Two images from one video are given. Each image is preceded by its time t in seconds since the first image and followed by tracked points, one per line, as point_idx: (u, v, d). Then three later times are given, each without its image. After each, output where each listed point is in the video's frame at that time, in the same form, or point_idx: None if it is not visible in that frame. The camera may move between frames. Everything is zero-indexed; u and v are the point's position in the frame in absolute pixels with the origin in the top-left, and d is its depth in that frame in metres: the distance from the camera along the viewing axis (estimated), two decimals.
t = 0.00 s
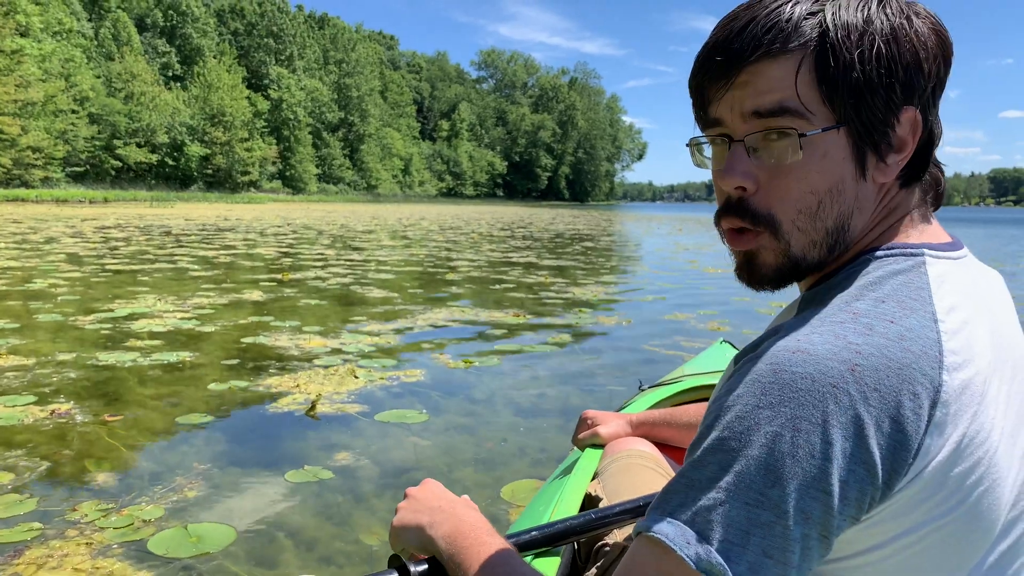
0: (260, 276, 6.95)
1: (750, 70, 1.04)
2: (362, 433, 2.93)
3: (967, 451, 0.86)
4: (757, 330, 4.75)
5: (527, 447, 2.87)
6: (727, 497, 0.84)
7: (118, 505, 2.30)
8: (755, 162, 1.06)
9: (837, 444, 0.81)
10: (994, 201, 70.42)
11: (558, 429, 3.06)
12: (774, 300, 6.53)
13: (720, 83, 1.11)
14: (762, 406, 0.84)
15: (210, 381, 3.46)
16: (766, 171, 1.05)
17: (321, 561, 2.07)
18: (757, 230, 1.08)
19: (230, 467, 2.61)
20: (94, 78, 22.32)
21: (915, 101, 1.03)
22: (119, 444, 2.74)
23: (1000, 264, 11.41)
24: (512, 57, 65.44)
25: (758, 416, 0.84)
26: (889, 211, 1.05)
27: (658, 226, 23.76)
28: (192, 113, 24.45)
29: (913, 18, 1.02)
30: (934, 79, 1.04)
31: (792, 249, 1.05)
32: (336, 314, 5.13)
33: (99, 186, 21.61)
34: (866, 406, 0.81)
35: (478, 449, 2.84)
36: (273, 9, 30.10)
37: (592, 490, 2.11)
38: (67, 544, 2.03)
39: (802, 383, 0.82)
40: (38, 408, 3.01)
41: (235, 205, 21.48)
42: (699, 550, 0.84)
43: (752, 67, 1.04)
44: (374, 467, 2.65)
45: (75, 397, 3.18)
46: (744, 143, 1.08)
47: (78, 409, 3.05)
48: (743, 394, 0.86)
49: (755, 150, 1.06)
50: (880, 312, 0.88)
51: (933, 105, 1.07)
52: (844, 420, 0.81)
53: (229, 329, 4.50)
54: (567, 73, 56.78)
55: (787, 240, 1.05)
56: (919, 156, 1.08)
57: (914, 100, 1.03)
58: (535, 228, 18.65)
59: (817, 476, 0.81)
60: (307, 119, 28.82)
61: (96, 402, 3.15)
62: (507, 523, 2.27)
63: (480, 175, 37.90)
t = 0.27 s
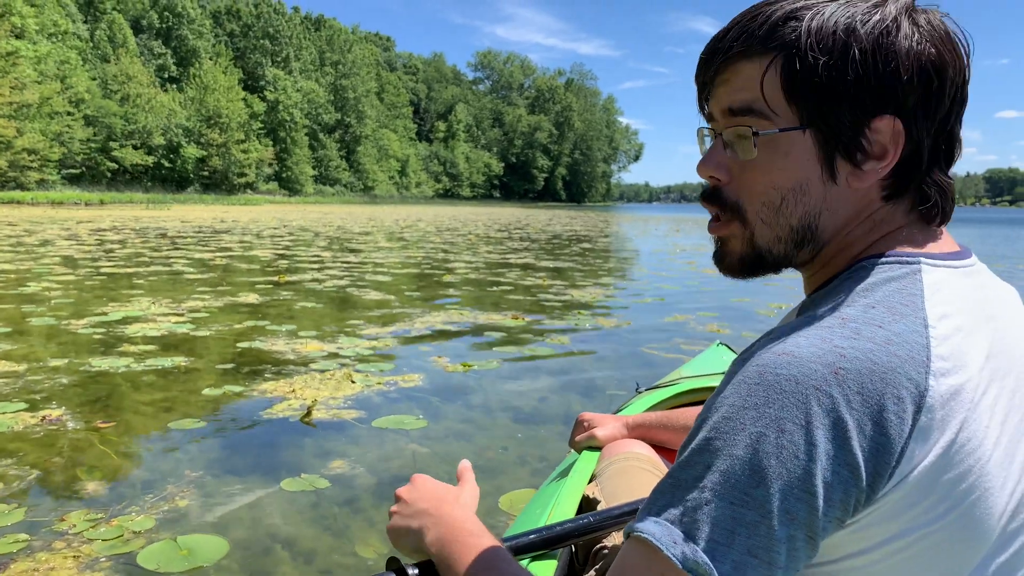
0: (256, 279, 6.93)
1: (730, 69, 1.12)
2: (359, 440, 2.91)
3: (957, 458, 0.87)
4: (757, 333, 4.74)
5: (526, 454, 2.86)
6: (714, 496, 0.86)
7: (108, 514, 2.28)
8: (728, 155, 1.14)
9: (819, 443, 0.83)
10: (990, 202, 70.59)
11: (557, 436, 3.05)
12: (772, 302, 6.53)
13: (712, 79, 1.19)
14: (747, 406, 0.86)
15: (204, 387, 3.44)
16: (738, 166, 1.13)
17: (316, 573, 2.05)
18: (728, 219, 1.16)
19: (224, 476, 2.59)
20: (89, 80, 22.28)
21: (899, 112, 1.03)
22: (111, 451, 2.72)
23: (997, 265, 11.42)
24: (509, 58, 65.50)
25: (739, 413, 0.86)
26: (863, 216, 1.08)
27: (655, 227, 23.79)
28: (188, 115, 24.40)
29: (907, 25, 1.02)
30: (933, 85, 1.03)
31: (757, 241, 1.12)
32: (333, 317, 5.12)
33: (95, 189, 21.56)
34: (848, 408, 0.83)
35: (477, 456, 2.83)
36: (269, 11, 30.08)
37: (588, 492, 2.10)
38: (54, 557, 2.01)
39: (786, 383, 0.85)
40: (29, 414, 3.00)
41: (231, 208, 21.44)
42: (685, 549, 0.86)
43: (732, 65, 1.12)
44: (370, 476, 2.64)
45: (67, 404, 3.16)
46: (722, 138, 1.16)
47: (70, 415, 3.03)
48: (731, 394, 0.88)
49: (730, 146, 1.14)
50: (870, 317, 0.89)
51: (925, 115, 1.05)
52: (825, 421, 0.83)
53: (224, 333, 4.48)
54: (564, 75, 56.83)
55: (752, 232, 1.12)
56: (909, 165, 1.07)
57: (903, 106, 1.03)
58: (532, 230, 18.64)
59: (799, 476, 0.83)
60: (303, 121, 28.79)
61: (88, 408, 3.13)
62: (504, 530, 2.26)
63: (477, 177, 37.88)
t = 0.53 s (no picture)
0: (252, 280, 6.91)
1: (731, 63, 1.20)
2: (356, 447, 2.89)
3: (951, 450, 0.89)
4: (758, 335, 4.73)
5: (526, 460, 2.84)
6: (707, 476, 0.88)
7: (97, 527, 2.23)
8: (726, 144, 1.21)
9: (809, 425, 0.86)
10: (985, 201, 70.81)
11: (557, 441, 3.04)
12: (772, 303, 6.52)
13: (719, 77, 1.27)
14: (739, 387, 0.89)
15: (199, 391, 3.42)
16: (732, 154, 1.19)
17: None
18: (726, 204, 1.23)
19: (220, 484, 2.56)
20: (85, 81, 22.23)
21: (881, 102, 1.03)
22: (102, 459, 2.70)
23: (996, 264, 11.43)
24: (506, 58, 65.53)
25: (730, 393, 0.90)
26: (853, 205, 1.09)
27: (652, 227, 23.81)
28: (185, 115, 24.35)
29: (906, 19, 1.03)
30: (935, 84, 1.04)
31: (750, 226, 1.18)
32: (330, 319, 5.10)
33: (91, 190, 21.52)
34: (839, 392, 0.86)
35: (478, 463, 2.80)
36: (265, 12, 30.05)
37: (587, 491, 2.10)
38: (41, 571, 1.96)
39: (777, 365, 0.87)
40: (20, 420, 2.97)
41: (227, 208, 21.41)
42: (676, 526, 0.88)
43: (732, 60, 1.20)
44: (369, 484, 2.60)
45: (60, 409, 3.14)
46: (722, 127, 1.22)
47: (61, 421, 3.01)
48: (726, 375, 0.92)
49: (728, 134, 1.21)
50: (867, 307, 0.92)
51: (910, 110, 1.04)
52: (813, 403, 0.86)
53: (221, 336, 4.47)
54: (561, 75, 56.85)
55: (746, 217, 1.18)
56: (899, 159, 1.06)
57: (894, 98, 1.03)
58: (530, 230, 18.64)
59: (789, 459, 0.86)
60: (300, 121, 28.76)
61: (81, 413, 3.11)
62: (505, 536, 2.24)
63: (474, 177, 37.87)
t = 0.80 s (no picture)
0: (249, 281, 6.89)
1: (733, 62, 1.20)
2: (356, 453, 2.86)
3: (951, 448, 0.89)
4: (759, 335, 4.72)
5: (528, 464, 2.82)
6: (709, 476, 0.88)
7: (90, 541, 2.16)
8: (728, 143, 1.20)
9: (809, 424, 0.86)
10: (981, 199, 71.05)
11: (558, 444, 3.02)
12: (773, 302, 6.52)
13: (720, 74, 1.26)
14: (740, 386, 0.89)
15: (195, 396, 3.40)
16: (735, 152, 1.18)
17: None
18: (730, 203, 1.22)
19: (217, 493, 2.52)
20: (81, 81, 22.18)
21: (885, 102, 1.02)
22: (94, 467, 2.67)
23: (993, 262, 11.44)
24: (502, 57, 65.55)
25: (731, 391, 0.89)
26: (856, 203, 1.09)
27: (649, 225, 23.85)
28: (181, 116, 24.29)
29: (906, 19, 1.03)
30: (936, 84, 1.03)
31: (752, 224, 1.17)
32: (328, 321, 5.08)
33: (88, 190, 21.47)
34: (839, 390, 0.86)
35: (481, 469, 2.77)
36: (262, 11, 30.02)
37: (586, 489, 2.10)
38: None
39: (778, 364, 0.87)
40: (11, 426, 2.95)
41: (224, 208, 21.38)
42: (682, 527, 0.87)
43: (735, 59, 1.19)
44: (368, 492, 2.57)
45: (53, 415, 3.11)
46: (726, 125, 1.21)
47: (53, 427, 2.98)
48: (727, 373, 0.92)
49: (731, 133, 1.20)
50: (867, 306, 0.92)
51: (914, 111, 1.03)
52: (812, 401, 0.86)
53: (217, 338, 4.45)
54: (557, 74, 56.87)
55: (749, 215, 1.17)
56: (902, 159, 1.05)
57: (902, 95, 1.03)
58: (528, 229, 18.64)
59: (788, 458, 0.86)
60: (297, 121, 28.74)
61: (75, 419, 3.08)
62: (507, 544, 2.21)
63: (471, 176, 37.86)
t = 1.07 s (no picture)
0: (248, 281, 6.88)
1: (734, 56, 1.18)
2: (356, 456, 2.85)
3: (947, 447, 0.88)
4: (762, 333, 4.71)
5: (530, 465, 2.81)
6: (699, 472, 0.87)
7: (85, 548, 2.15)
8: (725, 138, 1.19)
9: (802, 421, 0.86)
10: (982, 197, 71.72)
11: (559, 444, 3.01)
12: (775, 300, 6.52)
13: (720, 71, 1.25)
14: (734, 382, 0.89)
15: (192, 398, 3.39)
16: (731, 147, 1.17)
17: None
18: (725, 198, 1.21)
19: (215, 497, 2.51)
20: (79, 80, 22.13)
21: (883, 99, 1.02)
22: (90, 471, 2.65)
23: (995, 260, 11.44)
24: (501, 56, 65.48)
25: (726, 387, 0.89)
26: (854, 201, 1.08)
27: (649, 224, 23.81)
28: (180, 114, 24.25)
29: (908, 15, 1.02)
30: (934, 79, 1.02)
31: (748, 222, 1.16)
32: (327, 320, 5.08)
33: (86, 189, 21.44)
34: (833, 388, 0.85)
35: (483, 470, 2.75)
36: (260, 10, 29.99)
37: (584, 484, 2.09)
38: None
39: (773, 361, 0.87)
40: (5, 430, 2.93)
41: (223, 207, 21.34)
42: (666, 520, 0.87)
43: (735, 53, 1.18)
44: (368, 496, 2.56)
45: (48, 418, 3.09)
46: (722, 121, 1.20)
47: (48, 431, 2.96)
48: (720, 370, 0.91)
49: (727, 128, 1.19)
50: (861, 304, 0.92)
51: (912, 110, 1.03)
52: (807, 399, 0.85)
53: (215, 338, 4.44)
54: (556, 72, 56.80)
55: (745, 211, 1.16)
56: (899, 158, 1.05)
57: (898, 92, 1.02)
58: (528, 227, 18.64)
59: (781, 455, 0.85)
60: (296, 119, 28.70)
61: (71, 422, 3.07)
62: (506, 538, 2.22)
63: (471, 175, 37.84)
